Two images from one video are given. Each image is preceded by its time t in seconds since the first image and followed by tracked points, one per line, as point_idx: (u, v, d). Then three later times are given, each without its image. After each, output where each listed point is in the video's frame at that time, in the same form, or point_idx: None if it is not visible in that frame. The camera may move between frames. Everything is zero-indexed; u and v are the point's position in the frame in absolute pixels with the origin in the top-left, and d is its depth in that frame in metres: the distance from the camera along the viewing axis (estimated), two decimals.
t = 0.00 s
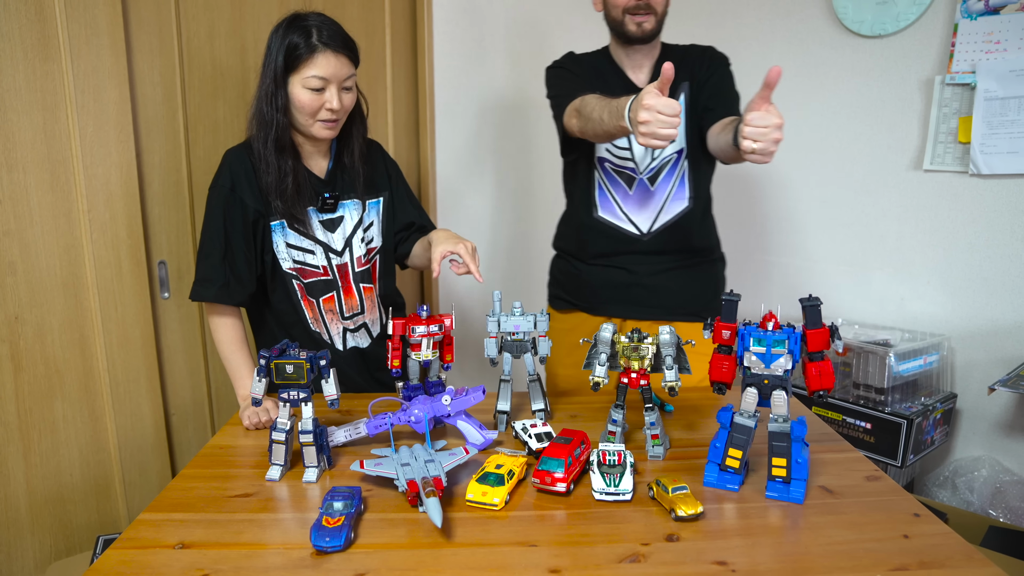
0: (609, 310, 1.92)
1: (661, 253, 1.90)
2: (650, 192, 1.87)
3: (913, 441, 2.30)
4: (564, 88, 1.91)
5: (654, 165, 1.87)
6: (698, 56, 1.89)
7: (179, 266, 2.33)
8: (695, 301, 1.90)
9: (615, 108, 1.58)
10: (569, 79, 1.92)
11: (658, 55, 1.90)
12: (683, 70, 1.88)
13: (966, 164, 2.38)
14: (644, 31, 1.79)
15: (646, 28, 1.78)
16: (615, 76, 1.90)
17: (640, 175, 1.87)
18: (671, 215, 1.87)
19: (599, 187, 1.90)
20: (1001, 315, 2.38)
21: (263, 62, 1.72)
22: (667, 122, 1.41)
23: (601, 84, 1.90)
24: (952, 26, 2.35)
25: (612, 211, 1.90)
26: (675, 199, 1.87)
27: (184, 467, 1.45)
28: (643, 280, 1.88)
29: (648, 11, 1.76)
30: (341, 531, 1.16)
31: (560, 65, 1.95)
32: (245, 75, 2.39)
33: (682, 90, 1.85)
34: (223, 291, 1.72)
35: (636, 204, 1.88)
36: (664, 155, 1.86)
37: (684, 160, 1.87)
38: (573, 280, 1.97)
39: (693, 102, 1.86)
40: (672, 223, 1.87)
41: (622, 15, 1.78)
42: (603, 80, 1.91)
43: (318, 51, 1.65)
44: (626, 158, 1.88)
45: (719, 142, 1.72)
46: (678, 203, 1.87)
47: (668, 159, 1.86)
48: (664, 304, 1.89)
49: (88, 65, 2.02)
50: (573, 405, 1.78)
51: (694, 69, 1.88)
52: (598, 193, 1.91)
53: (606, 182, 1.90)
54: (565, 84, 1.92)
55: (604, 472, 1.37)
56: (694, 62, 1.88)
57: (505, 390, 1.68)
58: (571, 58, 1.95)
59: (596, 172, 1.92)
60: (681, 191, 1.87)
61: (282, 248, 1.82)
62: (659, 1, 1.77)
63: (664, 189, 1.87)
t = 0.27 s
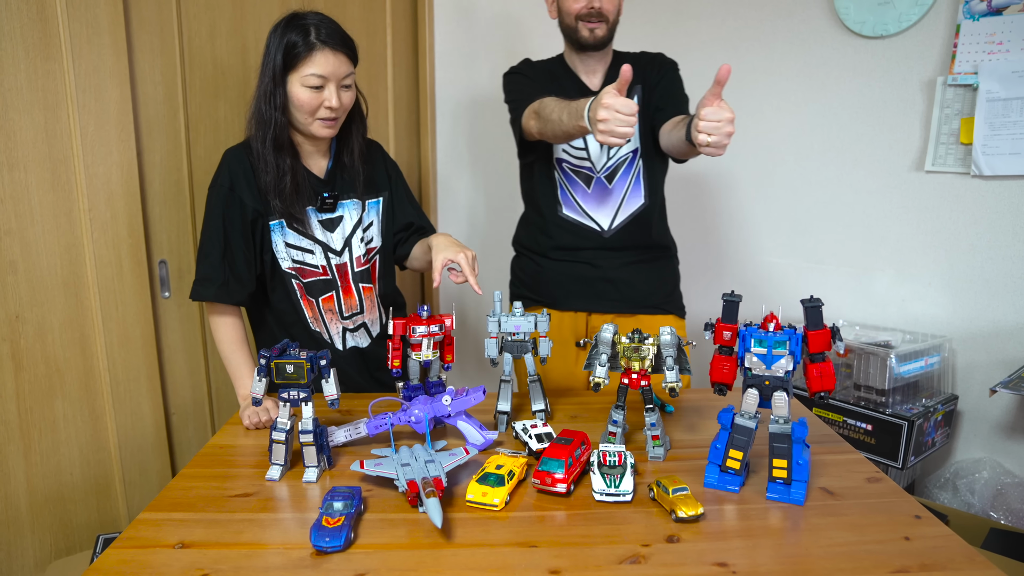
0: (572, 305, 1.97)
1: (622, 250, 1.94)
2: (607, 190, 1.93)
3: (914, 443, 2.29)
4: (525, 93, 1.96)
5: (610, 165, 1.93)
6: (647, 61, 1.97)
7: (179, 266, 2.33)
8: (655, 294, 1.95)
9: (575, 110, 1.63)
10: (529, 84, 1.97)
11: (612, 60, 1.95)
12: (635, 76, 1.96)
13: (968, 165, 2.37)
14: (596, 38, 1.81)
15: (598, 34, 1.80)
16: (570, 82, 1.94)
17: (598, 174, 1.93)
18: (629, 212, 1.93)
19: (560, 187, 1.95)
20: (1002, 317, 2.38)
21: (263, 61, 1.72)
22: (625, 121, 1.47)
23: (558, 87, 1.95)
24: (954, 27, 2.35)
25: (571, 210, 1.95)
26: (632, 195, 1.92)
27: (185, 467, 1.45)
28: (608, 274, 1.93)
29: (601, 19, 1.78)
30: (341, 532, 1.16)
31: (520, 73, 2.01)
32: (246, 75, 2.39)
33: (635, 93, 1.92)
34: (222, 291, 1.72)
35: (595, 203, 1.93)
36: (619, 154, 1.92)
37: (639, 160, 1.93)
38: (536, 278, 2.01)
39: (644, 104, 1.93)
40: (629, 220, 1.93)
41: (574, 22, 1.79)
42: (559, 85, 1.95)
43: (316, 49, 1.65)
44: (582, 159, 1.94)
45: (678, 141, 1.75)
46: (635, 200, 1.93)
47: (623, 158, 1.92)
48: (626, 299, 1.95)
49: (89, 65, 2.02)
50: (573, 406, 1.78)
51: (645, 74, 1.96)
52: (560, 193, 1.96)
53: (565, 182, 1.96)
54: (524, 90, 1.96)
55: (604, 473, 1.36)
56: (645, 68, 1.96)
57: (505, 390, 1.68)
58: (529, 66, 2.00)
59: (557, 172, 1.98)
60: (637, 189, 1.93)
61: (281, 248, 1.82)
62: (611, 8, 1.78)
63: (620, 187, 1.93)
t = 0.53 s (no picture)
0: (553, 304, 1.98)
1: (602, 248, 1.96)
2: (587, 191, 1.92)
3: (914, 444, 2.29)
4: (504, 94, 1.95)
5: (590, 164, 1.93)
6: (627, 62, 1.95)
7: (179, 266, 2.33)
8: (636, 291, 1.98)
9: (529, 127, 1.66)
10: (507, 85, 1.96)
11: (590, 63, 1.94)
12: (614, 74, 1.93)
13: (968, 166, 2.38)
14: (570, 47, 1.82)
15: (572, 44, 1.82)
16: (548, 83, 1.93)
17: (577, 175, 1.93)
18: (609, 213, 1.93)
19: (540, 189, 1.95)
20: (1003, 318, 2.39)
21: (262, 60, 1.72)
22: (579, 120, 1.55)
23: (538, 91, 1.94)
24: (954, 28, 2.35)
25: (552, 211, 1.96)
26: (611, 196, 1.93)
27: (184, 467, 1.45)
28: (590, 271, 1.95)
29: (574, 27, 1.79)
30: (340, 532, 1.16)
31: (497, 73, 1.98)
32: (247, 75, 2.38)
33: (613, 95, 1.91)
34: (223, 290, 1.72)
35: (575, 204, 1.93)
36: (598, 155, 1.92)
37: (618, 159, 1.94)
38: (517, 277, 2.02)
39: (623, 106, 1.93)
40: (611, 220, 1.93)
41: (550, 31, 1.81)
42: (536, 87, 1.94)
43: (315, 47, 1.65)
44: (561, 160, 1.94)
45: (658, 149, 1.75)
46: (614, 200, 1.93)
47: (603, 159, 1.92)
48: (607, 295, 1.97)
49: (90, 64, 2.01)
50: (573, 406, 1.77)
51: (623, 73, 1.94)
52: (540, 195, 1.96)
53: (544, 184, 1.95)
54: (500, 92, 1.96)
55: (604, 473, 1.36)
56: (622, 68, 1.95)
57: (505, 390, 1.68)
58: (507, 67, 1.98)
59: (534, 175, 1.96)
60: (617, 189, 1.93)
61: (281, 247, 1.82)
62: (584, 16, 1.79)
63: (600, 187, 1.93)
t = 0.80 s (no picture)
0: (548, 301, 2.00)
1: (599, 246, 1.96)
2: (583, 192, 1.92)
3: (914, 444, 2.30)
4: (480, 108, 1.99)
5: (586, 165, 1.91)
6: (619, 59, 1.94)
7: (179, 266, 2.33)
8: (632, 289, 1.99)
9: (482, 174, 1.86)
10: (483, 97, 1.98)
11: (580, 62, 1.92)
12: (610, 72, 1.92)
13: (968, 167, 2.38)
14: (555, 62, 1.82)
15: (553, 60, 1.81)
16: (530, 89, 1.92)
17: (570, 175, 1.92)
18: (604, 214, 1.94)
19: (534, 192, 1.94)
20: (1002, 319, 2.39)
21: (262, 61, 1.72)
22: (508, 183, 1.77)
23: (526, 92, 1.92)
24: (954, 30, 2.35)
25: (547, 212, 1.96)
26: (607, 198, 1.94)
27: (184, 467, 1.45)
28: (587, 271, 1.95)
29: (559, 44, 1.78)
30: (341, 532, 1.17)
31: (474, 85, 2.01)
32: (247, 75, 2.38)
33: (609, 95, 1.91)
34: (223, 290, 1.72)
35: (570, 204, 1.93)
36: (595, 155, 1.91)
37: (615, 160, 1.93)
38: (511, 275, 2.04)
39: (618, 105, 1.92)
40: (604, 221, 1.94)
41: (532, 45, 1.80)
42: (518, 93, 1.93)
43: (316, 49, 1.65)
44: (555, 161, 1.92)
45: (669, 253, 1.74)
46: (610, 199, 1.94)
47: (600, 159, 1.92)
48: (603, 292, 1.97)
49: (90, 64, 2.02)
50: (573, 407, 1.78)
51: (619, 70, 1.93)
52: (533, 198, 1.95)
53: (538, 187, 1.94)
54: (479, 104, 1.99)
55: (604, 473, 1.36)
56: (617, 64, 1.93)
57: (505, 391, 1.68)
58: (486, 73, 1.99)
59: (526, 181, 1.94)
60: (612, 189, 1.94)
61: (282, 248, 1.82)
62: (569, 32, 1.77)
63: (597, 187, 1.93)
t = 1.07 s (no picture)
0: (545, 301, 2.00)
1: (596, 247, 1.96)
2: (579, 193, 1.93)
3: (914, 444, 2.30)
4: (469, 112, 2.00)
5: (582, 167, 1.92)
6: (615, 58, 1.94)
7: (181, 267, 2.33)
8: (632, 288, 1.98)
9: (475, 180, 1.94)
10: (474, 100, 1.99)
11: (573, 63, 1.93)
12: (605, 71, 1.93)
13: (967, 168, 2.38)
14: (550, 68, 1.83)
15: (549, 67, 1.83)
16: (523, 91, 1.93)
17: (568, 177, 1.93)
18: (600, 214, 1.95)
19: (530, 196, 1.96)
20: (1002, 319, 2.39)
21: (263, 63, 1.71)
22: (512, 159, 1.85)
23: (520, 95, 1.94)
24: (954, 30, 2.36)
25: (543, 214, 1.97)
26: (604, 198, 1.95)
27: (186, 466, 1.46)
28: (586, 272, 1.95)
29: (555, 52, 1.78)
30: (342, 532, 1.17)
31: (466, 87, 2.01)
32: (248, 75, 2.38)
33: (605, 95, 1.92)
34: (225, 290, 1.72)
35: (567, 206, 1.94)
36: (592, 157, 1.92)
37: (612, 161, 1.94)
38: (507, 275, 2.06)
39: (614, 105, 1.93)
40: (601, 221, 1.95)
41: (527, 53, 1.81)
42: (509, 95, 1.94)
43: (318, 52, 1.66)
44: (551, 164, 1.93)
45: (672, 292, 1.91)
46: (605, 200, 1.95)
47: (597, 161, 1.92)
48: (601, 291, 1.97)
49: (91, 65, 2.02)
50: (574, 407, 1.78)
51: (614, 69, 1.93)
52: (529, 201, 1.97)
53: (534, 190, 1.95)
54: (468, 108, 2.00)
55: (605, 473, 1.36)
56: (612, 63, 1.94)
57: (505, 391, 1.68)
58: (478, 75, 2.00)
59: (523, 184, 1.97)
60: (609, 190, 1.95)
61: (283, 247, 1.82)
62: (565, 40, 1.76)
63: (593, 189, 1.94)
